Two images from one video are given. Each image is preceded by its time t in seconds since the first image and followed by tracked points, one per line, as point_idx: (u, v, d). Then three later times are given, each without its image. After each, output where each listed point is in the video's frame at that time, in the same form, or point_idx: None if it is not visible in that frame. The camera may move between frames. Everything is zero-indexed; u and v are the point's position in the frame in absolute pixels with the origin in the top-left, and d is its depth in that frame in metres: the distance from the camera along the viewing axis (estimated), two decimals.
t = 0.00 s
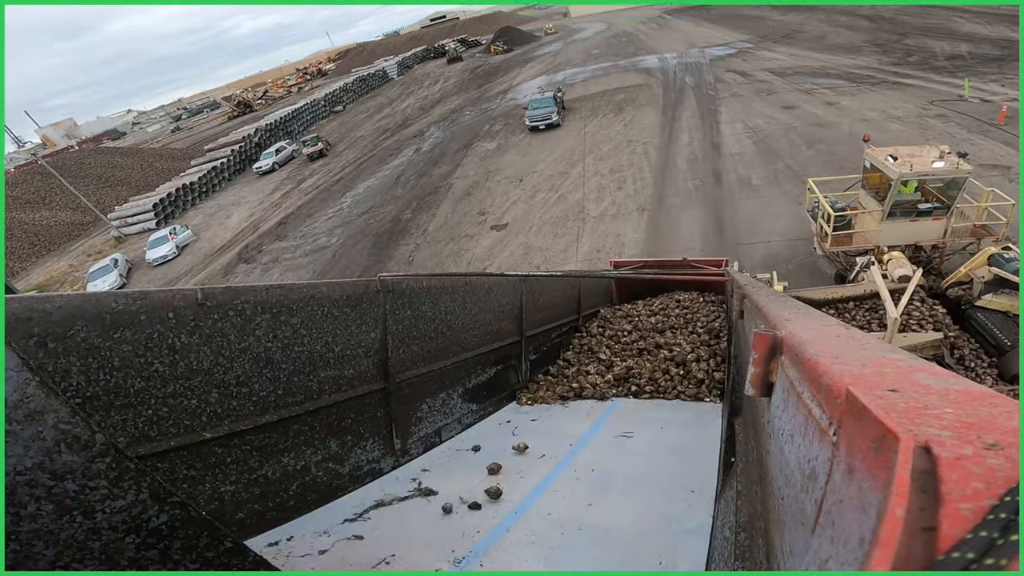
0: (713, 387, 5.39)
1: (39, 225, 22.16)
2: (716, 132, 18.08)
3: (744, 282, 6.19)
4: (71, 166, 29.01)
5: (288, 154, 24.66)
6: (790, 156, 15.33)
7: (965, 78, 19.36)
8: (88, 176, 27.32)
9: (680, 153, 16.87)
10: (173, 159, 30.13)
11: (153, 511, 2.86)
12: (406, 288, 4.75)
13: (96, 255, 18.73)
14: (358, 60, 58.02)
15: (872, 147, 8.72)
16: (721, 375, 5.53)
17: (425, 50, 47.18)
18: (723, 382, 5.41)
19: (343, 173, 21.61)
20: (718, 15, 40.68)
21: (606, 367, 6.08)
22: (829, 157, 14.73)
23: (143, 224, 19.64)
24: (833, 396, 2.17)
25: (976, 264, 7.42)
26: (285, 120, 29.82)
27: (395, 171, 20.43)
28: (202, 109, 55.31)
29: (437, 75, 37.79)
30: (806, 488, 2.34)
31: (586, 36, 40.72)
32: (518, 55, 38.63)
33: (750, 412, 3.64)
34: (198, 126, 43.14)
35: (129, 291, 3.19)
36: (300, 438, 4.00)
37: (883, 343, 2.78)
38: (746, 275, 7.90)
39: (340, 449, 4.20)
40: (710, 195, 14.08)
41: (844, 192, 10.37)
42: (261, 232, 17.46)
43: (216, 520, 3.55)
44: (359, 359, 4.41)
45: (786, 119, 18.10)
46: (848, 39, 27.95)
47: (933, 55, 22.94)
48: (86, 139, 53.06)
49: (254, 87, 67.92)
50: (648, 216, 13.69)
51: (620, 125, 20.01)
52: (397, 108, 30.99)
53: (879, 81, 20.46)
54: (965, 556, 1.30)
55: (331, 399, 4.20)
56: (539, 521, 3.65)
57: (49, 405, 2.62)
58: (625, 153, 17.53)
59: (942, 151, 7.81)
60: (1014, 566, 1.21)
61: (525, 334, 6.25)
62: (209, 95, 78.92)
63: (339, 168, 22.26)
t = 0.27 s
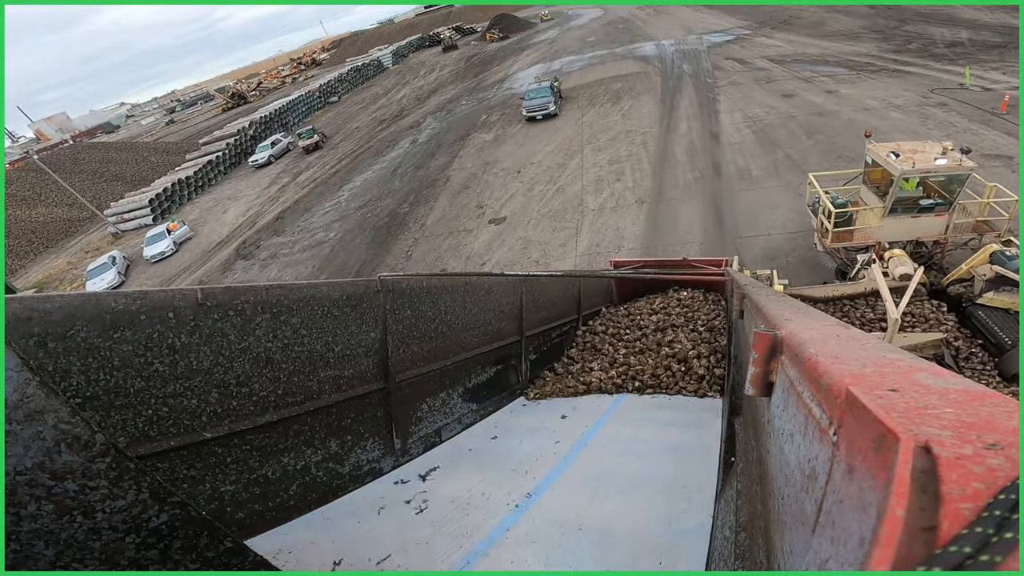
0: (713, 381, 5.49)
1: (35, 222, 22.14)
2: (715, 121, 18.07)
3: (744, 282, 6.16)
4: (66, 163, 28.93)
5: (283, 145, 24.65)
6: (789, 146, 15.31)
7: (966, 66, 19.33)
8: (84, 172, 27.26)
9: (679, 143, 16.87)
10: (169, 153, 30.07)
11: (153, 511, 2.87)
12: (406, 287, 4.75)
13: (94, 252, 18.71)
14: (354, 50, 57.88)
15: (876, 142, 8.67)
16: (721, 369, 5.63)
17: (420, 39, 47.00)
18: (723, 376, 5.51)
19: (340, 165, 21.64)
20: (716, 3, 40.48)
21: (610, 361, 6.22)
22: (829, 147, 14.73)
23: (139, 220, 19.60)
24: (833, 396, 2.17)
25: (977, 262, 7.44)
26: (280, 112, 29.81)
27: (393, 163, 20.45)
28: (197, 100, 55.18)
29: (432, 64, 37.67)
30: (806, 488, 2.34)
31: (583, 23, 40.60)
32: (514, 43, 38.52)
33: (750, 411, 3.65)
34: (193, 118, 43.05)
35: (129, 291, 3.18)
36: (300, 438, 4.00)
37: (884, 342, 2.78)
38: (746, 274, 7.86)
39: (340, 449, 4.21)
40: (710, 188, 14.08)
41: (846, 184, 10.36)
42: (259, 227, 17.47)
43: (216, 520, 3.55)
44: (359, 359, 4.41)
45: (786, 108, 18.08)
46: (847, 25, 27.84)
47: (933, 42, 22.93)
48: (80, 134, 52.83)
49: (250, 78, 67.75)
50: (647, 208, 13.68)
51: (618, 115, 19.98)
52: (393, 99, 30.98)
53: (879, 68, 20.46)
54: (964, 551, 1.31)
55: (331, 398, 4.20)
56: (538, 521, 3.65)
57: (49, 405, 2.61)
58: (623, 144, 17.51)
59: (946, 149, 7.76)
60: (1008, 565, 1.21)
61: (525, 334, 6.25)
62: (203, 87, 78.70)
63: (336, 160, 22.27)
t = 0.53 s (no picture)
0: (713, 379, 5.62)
1: (35, 222, 22.14)
2: (715, 121, 18.09)
3: (744, 282, 6.16)
4: (66, 163, 28.93)
5: (284, 145, 24.63)
6: (789, 146, 15.32)
7: (966, 66, 19.32)
8: (84, 172, 27.27)
9: (679, 143, 16.89)
10: (170, 153, 30.09)
11: (153, 511, 2.86)
12: (406, 288, 4.75)
13: (94, 252, 18.71)
14: (354, 50, 57.95)
15: (875, 142, 8.68)
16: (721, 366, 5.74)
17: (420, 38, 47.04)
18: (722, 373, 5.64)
19: (340, 165, 21.66)
20: (715, 3, 40.48)
21: (612, 360, 6.33)
22: (829, 147, 14.73)
23: (139, 220, 19.61)
24: (833, 395, 2.17)
25: (977, 261, 7.43)
26: (280, 112, 29.82)
27: (393, 163, 20.46)
28: (197, 101, 55.20)
29: (432, 64, 37.69)
30: (806, 488, 2.34)
31: (582, 23, 40.65)
32: (513, 43, 38.58)
33: (750, 410, 3.65)
34: (193, 118, 43.08)
35: (129, 290, 3.17)
36: (300, 438, 4.00)
37: (883, 342, 2.78)
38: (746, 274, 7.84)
39: (340, 449, 4.21)
40: (710, 187, 14.08)
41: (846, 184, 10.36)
42: (258, 227, 17.47)
43: (216, 520, 3.54)
44: (359, 359, 4.41)
45: (786, 108, 18.09)
46: (847, 25, 27.85)
47: (933, 42, 22.95)
48: (80, 134, 52.80)
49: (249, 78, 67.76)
50: (647, 208, 13.68)
51: (618, 115, 19.99)
52: (393, 98, 31.02)
53: (879, 68, 20.48)
54: (962, 550, 1.30)
55: (331, 399, 4.20)
56: (538, 521, 3.65)
57: (49, 405, 2.61)
58: (623, 144, 17.53)
59: (946, 149, 7.77)
60: (1007, 565, 1.21)
61: (525, 334, 6.25)
62: (203, 87, 78.71)
63: (336, 160, 22.29)
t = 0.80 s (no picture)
0: (714, 378, 5.72)
1: (35, 222, 22.13)
2: (715, 121, 18.10)
3: (744, 282, 6.17)
4: (66, 163, 28.93)
5: (284, 145, 24.63)
6: (789, 146, 15.31)
7: (967, 66, 19.32)
8: (84, 172, 27.26)
9: (679, 143, 16.90)
10: (169, 152, 30.09)
11: (153, 511, 2.87)
12: (406, 288, 4.75)
13: (94, 252, 18.71)
14: (353, 51, 57.98)
15: (876, 142, 8.68)
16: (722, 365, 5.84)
17: (420, 38, 47.04)
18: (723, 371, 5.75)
19: (340, 164, 21.67)
20: (715, 3, 40.50)
21: (615, 358, 6.43)
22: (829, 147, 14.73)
23: (139, 220, 19.61)
24: (833, 395, 2.17)
25: (978, 262, 7.43)
26: (280, 112, 29.81)
27: (392, 163, 20.45)
28: (197, 101, 55.21)
29: (432, 64, 37.71)
30: (806, 488, 2.34)
31: (583, 23, 40.68)
32: (513, 43, 38.59)
33: (750, 411, 3.65)
34: (193, 118, 43.08)
35: (129, 290, 3.16)
36: (300, 438, 4.00)
37: (883, 342, 2.78)
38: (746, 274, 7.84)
39: (340, 449, 4.22)
40: (710, 187, 14.08)
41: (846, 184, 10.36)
42: (258, 227, 17.46)
43: (216, 520, 3.54)
44: (359, 359, 4.41)
45: (786, 108, 18.09)
46: (847, 25, 27.86)
47: (933, 42, 22.96)
48: (80, 134, 52.79)
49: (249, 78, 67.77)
50: (647, 208, 13.67)
51: (618, 115, 19.99)
52: (393, 98, 31.03)
53: (879, 68, 20.49)
54: (961, 550, 1.30)
55: (331, 399, 4.20)
56: (538, 521, 3.65)
57: (49, 405, 2.61)
58: (623, 144, 17.53)
59: (946, 149, 7.78)
60: (1008, 564, 1.21)
61: (524, 334, 6.26)
62: (203, 87, 78.74)
63: (336, 160, 22.29)
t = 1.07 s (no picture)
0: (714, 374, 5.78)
1: (35, 222, 22.12)
2: (715, 121, 18.10)
3: (744, 282, 6.17)
4: (66, 163, 28.93)
5: (284, 145, 24.62)
6: (789, 146, 15.30)
7: (967, 66, 19.31)
8: (83, 172, 27.26)
9: (679, 143, 16.90)
10: (169, 152, 30.09)
11: (153, 511, 2.87)
12: (406, 288, 4.75)
13: (94, 252, 18.70)
14: (354, 50, 58.01)
15: (875, 142, 8.68)
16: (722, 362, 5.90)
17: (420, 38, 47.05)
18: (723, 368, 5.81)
19: (340, 164, 21.67)
20: (715, 3, 40.48)
21: (617, 355, 6.50)
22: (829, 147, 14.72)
23: (139, 220, 19.60)
24: (833, 395, 2.17)
25: (978, 262, 7.42)
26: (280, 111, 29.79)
27: (392, 163, 20.44)
28: (197, 101, 55.23)
29: (432, 64, 37.71)
30: (806, 488, 2.34)
31: (583, 23, 40.68)
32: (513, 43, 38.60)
33: (750, 411, 3.64)
34: (193, 118, 43.08)
35: (129, 290, 3.16)
36: (300, 438, 4.00)
37: (883, 342, 2.77)
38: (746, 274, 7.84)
39: (340, 449, 4.22)
40: (710, 187, 14.08)
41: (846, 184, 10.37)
42: (258, 227, 17.46)
43: (216, 520, 3.53)
44: (359, 359, 4.42)
45: (786, 107, 18.09)
46: (847, 25, 27.86)
47: (933, 42, 22.96)
48: (80, 133, 52.82)
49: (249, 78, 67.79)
50: (647, 209, 13.66)
51: (618, 115, 19.99)
52: (393, 98, 31.04)
53: (879, 68, 20.49)
54: (963, 549, 1.29)
55: (331, 399, 4.20)
56: (538, 521, 3.65)
57: (49, 405, 2.60)
58: (623, 144, 17.51)
59: (946, 149, 7.78)
60: (1008, 564, 1.20)
61: (524, 334, 6.25)
62: (203, 87, 78.74)
63: (336, 160, 22.30)
